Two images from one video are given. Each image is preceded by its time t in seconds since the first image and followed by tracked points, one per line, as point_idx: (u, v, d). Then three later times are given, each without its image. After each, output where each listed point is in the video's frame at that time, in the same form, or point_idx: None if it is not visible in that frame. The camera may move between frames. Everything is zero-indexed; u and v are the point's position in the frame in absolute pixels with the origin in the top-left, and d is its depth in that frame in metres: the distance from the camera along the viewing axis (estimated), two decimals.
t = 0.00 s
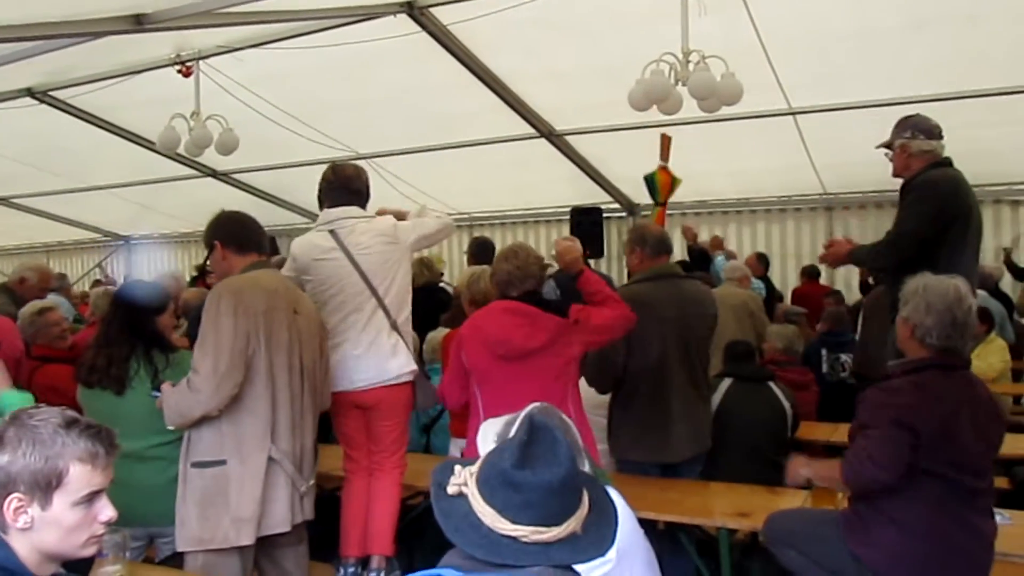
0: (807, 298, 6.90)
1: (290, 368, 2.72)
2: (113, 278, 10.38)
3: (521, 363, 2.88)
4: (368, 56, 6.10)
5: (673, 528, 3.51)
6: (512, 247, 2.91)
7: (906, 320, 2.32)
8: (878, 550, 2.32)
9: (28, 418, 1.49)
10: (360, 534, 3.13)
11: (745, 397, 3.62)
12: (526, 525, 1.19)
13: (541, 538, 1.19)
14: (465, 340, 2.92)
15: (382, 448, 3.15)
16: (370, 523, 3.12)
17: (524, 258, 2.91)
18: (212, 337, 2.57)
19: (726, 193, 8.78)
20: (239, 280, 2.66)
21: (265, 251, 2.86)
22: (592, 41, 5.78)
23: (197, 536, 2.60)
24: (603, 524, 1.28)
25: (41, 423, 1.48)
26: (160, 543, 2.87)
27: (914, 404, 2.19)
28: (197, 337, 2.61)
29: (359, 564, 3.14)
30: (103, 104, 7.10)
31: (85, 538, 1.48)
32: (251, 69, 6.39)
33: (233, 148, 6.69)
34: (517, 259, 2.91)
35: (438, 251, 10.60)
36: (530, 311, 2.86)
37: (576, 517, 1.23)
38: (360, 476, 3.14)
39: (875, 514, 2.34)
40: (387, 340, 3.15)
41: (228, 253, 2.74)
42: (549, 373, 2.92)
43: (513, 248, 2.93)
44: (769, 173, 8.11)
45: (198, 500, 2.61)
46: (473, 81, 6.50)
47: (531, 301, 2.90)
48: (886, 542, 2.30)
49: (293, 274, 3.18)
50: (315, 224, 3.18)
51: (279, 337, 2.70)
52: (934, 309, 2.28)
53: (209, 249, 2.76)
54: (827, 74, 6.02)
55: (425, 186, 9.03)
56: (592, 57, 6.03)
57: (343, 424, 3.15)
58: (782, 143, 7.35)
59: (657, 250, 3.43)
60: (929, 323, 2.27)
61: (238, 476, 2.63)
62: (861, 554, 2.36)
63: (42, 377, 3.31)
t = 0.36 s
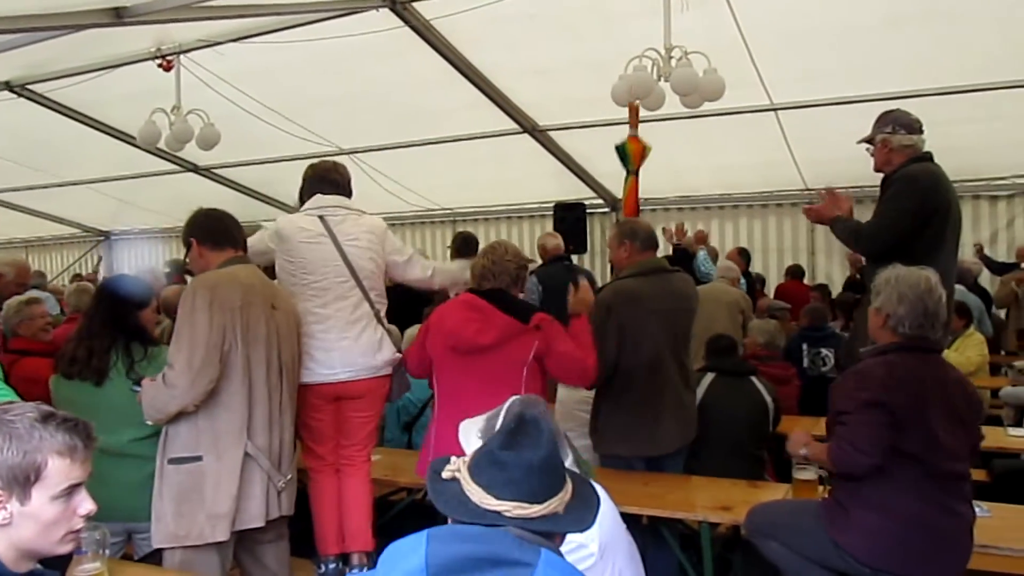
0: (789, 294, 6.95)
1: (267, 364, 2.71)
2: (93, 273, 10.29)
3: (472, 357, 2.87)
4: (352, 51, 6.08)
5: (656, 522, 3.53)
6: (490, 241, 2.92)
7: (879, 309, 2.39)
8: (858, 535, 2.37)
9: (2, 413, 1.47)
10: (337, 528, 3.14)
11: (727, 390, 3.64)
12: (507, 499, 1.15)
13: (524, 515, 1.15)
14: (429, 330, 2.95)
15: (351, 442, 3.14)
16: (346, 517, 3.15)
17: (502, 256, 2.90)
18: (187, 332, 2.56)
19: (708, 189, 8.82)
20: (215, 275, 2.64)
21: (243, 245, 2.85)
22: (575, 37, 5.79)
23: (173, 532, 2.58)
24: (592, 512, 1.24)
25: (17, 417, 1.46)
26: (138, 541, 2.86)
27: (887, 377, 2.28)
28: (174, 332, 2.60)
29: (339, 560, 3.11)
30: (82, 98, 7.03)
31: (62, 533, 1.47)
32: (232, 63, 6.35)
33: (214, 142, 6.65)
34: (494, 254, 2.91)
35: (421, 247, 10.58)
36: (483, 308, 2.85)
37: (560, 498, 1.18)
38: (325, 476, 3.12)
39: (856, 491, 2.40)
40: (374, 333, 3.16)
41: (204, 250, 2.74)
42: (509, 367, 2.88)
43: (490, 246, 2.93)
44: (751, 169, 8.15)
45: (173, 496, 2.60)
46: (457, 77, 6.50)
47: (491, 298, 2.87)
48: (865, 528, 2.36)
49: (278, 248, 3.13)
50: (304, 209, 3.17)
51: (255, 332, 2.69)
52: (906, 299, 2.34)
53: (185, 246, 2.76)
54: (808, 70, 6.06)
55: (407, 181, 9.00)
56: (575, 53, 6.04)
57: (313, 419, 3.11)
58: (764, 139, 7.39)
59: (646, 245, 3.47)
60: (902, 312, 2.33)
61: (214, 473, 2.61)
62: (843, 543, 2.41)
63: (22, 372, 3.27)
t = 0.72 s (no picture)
0: (776, 289, 6.99)
1: (254, 361, 2.71)
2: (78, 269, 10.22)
3: (449, 352, 2.88)
4: (339, 46, 6.05)
5: (642, 519, 3.54)
6: (478, 236, 2.92)
7: (870, 307, 2.41)
8: (838, 531, 2.39)
9: None
10: (323, 523, 3.13)
11: (714, 386, 3.66)
12: (483, 491, 1.16)
13: (500, 506, 1.15)
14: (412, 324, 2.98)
15: (339, 436, 3.12)
16: (332, 514, 3.14)
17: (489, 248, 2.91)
18: (173, 331, 2.54)
19: (695, 185, 8.84)
20: (199, 272, 2.63)
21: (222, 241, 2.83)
22: (562, 33, 5.79)
23: (161, 531, 2.56)
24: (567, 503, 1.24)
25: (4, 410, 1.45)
26: (121, 539, 2.86)
27: (861, 371, 2.33)
28: (158, 330, 2.58)
29: (325, 557, 3.12)
30: (65, 93, 6.97)
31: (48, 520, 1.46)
32: (217, 58, 6.31)
33: (199, 138, 6.61)
34: (481, 249, 2.91)
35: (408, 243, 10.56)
36: (462, 304, 2.85)
37: (535, 489, 1.19)
38: (315, 470, 3.11)
39: (833, 480, 2.44)
40: (351, 325, 3.13)
41: (181, 246, 2.72)
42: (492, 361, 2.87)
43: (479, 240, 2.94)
44: (737, 165, 8.17)
45: (160, 495, 2.58)
46: (444, 73, 6.49)
47: (475, 296, 2.86)
48: (845, 523, 2.38)
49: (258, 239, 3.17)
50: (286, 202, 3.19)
51: (241, 329, 2.68)
52: (900, 296, 2.37)
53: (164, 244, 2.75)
54: (794, 67, 6.08)
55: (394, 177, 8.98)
56: (563, 49, 6.04)
57: (302, 413, 3.11)
58: (750, 136, 7.41)
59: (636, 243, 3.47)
60: (897, 310, 2.36)
61: (202, 471, 2.61)
62: (824, 539, 2.42)
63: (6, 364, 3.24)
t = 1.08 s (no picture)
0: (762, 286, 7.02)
1: (238, 359, 2.71)
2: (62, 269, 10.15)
3: (445, 352, 2.89)
4: (324, 44, 6.04)
5: (629, 516, 3.57)
6: (455, 239, 2.92)
7: (849, 309, 2.45)
8: (824, 527, 2.44)
9: None
10: (310, 526, 3.12)
11: (700, 384, 3.68)
12: (401, 492, 1.28)
13: (413, 503, 1.26)
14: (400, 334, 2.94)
15: (327, 438, 3.12)
16: (320, 515, 3.14)
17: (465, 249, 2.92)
18: (154, 329, 2.54)
19: (681, 183, 8.87)
20: (179, 271, 2.63)
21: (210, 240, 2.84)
22: (548, 31, 5.80)
23: (145, 530, 2.56)
24: (494, 486, 1.30)
25: None
26: (105, 540, 2.84)
27: (842, 373, 2.36)
28: (140, 328, 2.57)
29: (311, 556, 3.11)
30: (48, 92, 6.93)
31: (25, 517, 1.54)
32: (200, 56, 6.28)
33: (184, 137, 6.58)
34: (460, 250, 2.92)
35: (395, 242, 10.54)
36: (459, 303, 2.86)
37: (452, 479, 1.28)
38: (304, 470, 3.11)
39: (822, 484, 2.47)
40: (341, 322, 3.13)
41: (167, 245, 2.74)
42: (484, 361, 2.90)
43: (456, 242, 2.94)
44: (723, 163, 8.21)
45: (144, 494, 2.57)
46: (429, 71, 6.48)
47: (462, 292, 2.88)
48: (830, 519, 2.43)
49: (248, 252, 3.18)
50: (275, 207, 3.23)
51: (222, 327, 2.68)
52: (879, 297, 2.42)
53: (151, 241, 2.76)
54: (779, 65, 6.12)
55: (380, 176, 8.97)
56: (548, 47, 6.05)
57: (290, 417, 3.09)
58: (734, 133, 7.44)
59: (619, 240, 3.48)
60: (877, 311, 2.40)
61: (187, 469, 2.60)
62: (811, 534, 2.47)
63: None
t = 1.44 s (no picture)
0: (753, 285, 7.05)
1: (229, 345, 2.73)
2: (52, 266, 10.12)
3: (453, 352, 2.87)
4: (314, 41, 6.03)
5: (619, 513, 3.59)
6: (480, 235, 2.92)
7: (834, 307, 2.46)
8: (816, 523, 2.46)
9: None
10: (301, 523, 3.13)
11: (690, 382, 3.69)
12: (381, 490, 1.36)
13: (394, 501, 1.34)
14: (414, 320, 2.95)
15: (320, 436, 3.13)
16: (310, 513, 3.15)
17: (495, 251, 2.92)
18: (145, 307, 2.55)
19: (673, 181, 8.88)
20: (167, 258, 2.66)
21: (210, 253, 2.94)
22: (540, 28, 5.80)
23: (142, 512, 2.54)
24: (472, 482, 1.39)
25: None
26: (94, 538, 2.84)
27: (832, 371, 2.37)
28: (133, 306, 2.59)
29: (302, 554, 3.12)
30: (38, 89, 6.91)
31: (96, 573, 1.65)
32: (192, 54, 6.27)
33: (174, 134, 6.56)
34: (487, 251, 2.92)
35: (387, 240, 10.54)
36: (476, 307, 2.85)
37: (432, 477, 1.36)
38: (294, 467, 3.11)
39: (813, 483, 2.48)
40: (344, 326, 3.14)
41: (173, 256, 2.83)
42: (492, 371, 2.89)
43: (483, 240, 2.94)
44: (714, 161, 8.23)
45: (139, 477, 2.55)
46: (421, 68, 6.47)
47: (483, 295, 2.89)
48: (821, 515, 2.45)
49: (246, 261, 3.15)
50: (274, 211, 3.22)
51: (212, 308, 2.71)
52: (865, 294, 2.44)
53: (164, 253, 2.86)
54: (770, 64, 6.14)
55: (373, 174, 8.96)
56: (540, 46, 6.06)
57: (282, 413, 3.08)
58: (726, 132, 7.47)
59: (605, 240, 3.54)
60: (864, 307, 2.43)
61: (181, 446, 2.60)
62: (802, 530, 2.49)
63: None
